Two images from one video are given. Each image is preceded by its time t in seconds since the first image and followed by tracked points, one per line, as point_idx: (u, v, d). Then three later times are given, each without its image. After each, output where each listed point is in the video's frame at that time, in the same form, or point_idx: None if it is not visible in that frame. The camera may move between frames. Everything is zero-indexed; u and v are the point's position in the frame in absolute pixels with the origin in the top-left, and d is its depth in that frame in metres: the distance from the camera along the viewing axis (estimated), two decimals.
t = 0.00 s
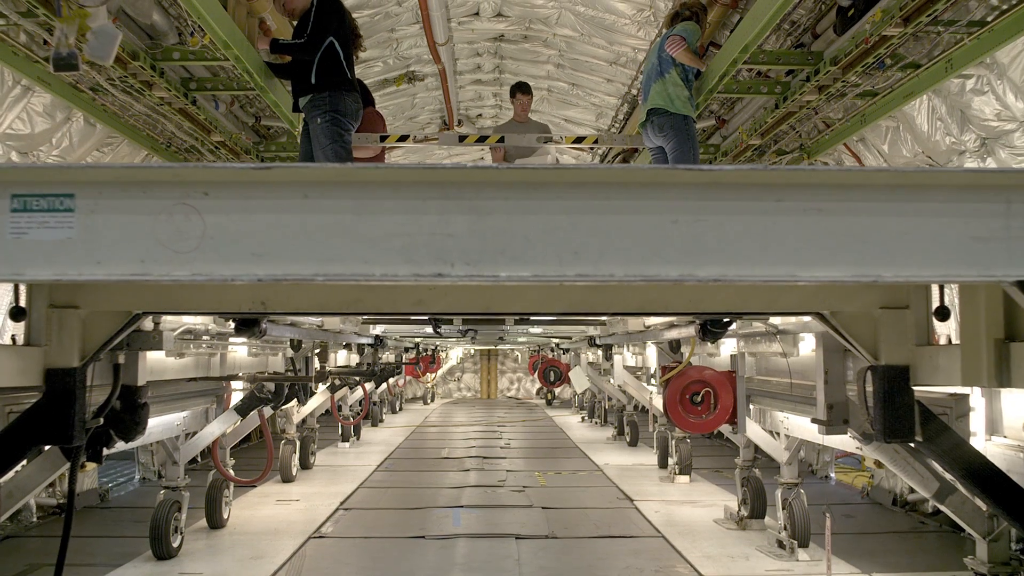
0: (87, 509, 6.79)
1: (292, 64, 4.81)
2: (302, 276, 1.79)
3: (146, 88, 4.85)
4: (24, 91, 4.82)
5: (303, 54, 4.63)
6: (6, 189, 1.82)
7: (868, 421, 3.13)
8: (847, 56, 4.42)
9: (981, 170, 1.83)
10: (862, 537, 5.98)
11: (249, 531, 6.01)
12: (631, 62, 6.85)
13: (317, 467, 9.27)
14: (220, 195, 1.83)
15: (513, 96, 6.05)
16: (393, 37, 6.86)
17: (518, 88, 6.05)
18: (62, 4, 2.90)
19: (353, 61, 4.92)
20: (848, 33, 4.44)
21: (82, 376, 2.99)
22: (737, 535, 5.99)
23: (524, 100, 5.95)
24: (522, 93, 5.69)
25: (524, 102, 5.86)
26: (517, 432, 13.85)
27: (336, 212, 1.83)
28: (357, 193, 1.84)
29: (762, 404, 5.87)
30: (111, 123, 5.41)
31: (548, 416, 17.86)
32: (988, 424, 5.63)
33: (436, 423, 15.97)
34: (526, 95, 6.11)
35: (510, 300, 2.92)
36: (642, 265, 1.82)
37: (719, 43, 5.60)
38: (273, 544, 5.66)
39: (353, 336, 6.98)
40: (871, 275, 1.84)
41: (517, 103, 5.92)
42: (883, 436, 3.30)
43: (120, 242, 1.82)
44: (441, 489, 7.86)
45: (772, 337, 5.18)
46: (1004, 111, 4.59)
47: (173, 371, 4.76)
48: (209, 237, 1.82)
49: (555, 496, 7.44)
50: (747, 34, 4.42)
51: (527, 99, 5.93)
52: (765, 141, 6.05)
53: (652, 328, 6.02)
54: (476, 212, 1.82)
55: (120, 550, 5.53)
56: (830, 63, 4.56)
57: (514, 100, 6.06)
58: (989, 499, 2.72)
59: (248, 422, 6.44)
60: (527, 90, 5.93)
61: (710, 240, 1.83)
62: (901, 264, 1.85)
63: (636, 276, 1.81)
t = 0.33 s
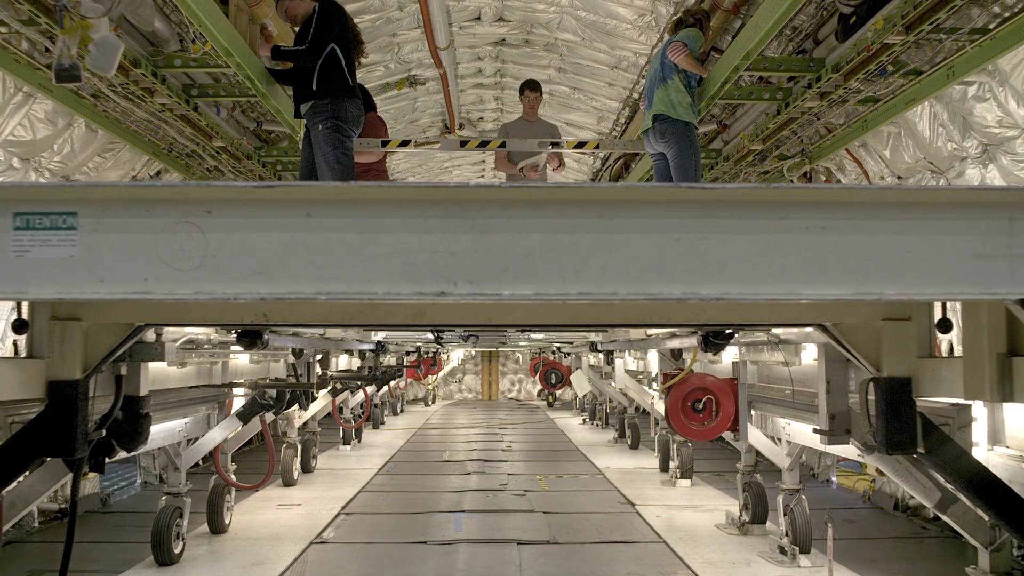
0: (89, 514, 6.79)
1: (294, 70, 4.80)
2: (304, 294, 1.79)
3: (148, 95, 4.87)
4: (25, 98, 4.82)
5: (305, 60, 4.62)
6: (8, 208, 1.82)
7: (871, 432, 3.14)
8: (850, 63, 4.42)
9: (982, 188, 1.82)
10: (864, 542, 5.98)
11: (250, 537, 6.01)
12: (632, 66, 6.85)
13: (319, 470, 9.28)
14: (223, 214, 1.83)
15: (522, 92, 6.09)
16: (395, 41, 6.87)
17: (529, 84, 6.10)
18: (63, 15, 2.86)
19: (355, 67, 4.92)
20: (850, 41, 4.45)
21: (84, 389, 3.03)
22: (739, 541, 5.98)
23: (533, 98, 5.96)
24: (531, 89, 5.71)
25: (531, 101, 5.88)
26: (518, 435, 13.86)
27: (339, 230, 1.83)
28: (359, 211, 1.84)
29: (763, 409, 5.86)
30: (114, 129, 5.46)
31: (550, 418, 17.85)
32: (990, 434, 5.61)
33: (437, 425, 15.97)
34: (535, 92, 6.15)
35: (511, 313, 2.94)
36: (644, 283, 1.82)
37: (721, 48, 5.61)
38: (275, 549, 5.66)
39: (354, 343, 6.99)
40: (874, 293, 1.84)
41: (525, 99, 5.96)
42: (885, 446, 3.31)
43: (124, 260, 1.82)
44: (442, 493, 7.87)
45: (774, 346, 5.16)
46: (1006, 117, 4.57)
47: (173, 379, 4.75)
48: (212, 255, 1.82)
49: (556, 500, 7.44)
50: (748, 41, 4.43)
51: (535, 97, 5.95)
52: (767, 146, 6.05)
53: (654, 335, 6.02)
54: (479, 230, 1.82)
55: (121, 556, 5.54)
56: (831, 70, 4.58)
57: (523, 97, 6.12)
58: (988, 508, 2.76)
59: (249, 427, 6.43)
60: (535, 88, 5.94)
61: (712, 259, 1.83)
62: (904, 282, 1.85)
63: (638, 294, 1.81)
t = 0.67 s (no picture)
0: (91, 518, 6.80)
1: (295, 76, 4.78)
2: (307, 312, 1.79)
3: (149, 102, 4.88)
4: (27, 105, 4.82)
5: (306, 66, 4.61)
6: (11, 226, 1.83)
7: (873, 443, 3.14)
8: (851, 70, 4.43)
9: (984, 205, 1.82)
10: (866, 548, 5.98)
11: (253, 542, 6.02)
12: (634, 69, 6.85)
13: (321, 473, 9.29)
14: (226, 232, 1.83)
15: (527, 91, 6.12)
16: (396, 45, 6.86)
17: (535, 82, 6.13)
18: (65, 26, 2.87)
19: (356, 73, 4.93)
20: (852, 47, 4.44)
21: (87, 400, 3.11)
22: (740, 546, 5.99)
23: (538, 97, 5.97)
24: (535, 89, 5.69)
25: (536, 99, 5.88)
26: (520, 437, 13.87)
27: (342, 248, 1.83)
28: (362, 229, 1.84)
29: (766, 415, 5.85)
30: (114, 135, 5.50)
31: (551, 420, 17.84)
32: (993, 440, 5.61)
33: (439, 427, 15.97)
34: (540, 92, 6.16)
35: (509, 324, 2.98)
36: (647, 301, 1.82)
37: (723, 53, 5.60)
38: (277, 555, 5.67)
39: (356, 348, 6.99)
40: (877, 310, 1.83)
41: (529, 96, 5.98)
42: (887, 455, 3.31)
43: (127, 279, 1.82)
44: (444, 496, 7.87)
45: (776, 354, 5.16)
46: (1008, 124, 4.56)
47: (176, 387, 4.77)
48: (215, 274, 1.82)
49: (558, 504, 7.44)
50: (750, 47, 4.43)
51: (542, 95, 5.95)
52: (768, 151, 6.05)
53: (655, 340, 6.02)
54: (482, 248, 1.83)
55: (124, 561, 5.55)
56: (833, 77, 4.59)
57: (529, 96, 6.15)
58: (989, 518, 2.76)
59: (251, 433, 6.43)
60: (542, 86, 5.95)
61: (715, 277, 1.83)
62: (906, 299, 1.85)
63: (641, 311, 1.81)
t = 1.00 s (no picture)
0: (92, 523, 6.81)
1: (296, 82, 4.79)
2: (309, 330, 1.80)
3: (151, 109, 4.90)
4: (29, 111, 4.81)
5: (307, 73, 4.61)
6: (14, 244, 1.82)
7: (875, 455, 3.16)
8: (852, 77, 4.45)
9: (987, 223, 1.82)
10: (867, 553, 5.98)
11: (254, 547, 6.03)
12: (635, 74, 6.86)
13: (322, 477, 9.30)
14: (228, 251, 1.83)
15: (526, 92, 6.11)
16: (397, 50, 6.87)
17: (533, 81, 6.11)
18: (67, 39, 2.84)
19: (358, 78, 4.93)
20: (853, 55, 4.45)
21: (89, 413, 3.16)
22: (742, 551, 5.99)
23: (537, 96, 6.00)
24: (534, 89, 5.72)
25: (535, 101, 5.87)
26: (521, 439, 13.88)
27: (345, 266, 1.83)
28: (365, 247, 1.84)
29: (766, 421, 5.82)
30: (115, 140, 5.50)
31: (552, 422, 17.86)
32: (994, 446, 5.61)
33: (440, 429, 15.98)
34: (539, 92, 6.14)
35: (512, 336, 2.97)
36: (650, 318, 1.82)
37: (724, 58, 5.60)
38: (278, 560, 5.68)
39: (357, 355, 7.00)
40: (878, 328, 1.84)
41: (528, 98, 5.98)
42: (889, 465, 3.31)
43: (129, 297, 1.82)
44: (446, 500, 7.88)
45: (777, 363, 5.17)
46: (1010, 131, 4.55)
47: (177, 396, 4.78)
48: (217, 292, 1.82)
49: (559, 509, 7.45)
50: (752, 55, 4.44)
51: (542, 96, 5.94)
52: (770, 156, 6.06)
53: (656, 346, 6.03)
54: (484, 266, 1.83)
55: (126, 568, 5.55)
56: (835, 84, 4.60)
57: (528, 97, 6.13)
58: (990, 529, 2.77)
59: (251, 438, 6.43)
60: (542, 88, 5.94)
61: (718, 294, 1.83)
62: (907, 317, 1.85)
63: (643, 329, 1.81)
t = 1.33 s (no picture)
0: (94, 528, 6.81)
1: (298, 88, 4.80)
2: (312, 348, 1.80)
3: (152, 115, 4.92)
4: (30, 118, 4.81)
5: (308, 80, 4.61)
6: (17, 262, 1.82)
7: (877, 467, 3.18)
8: (854, 85, 4.45)
9: (989, 242, 1.82)
10: (868, 559, 5.98)
11: (256, 553, 6.03)
12: (637, 78, 6.86)
13: (323, 480, 9.31)
14: (230, 269, 1.84)
15: (515, 99, 6.09)
16: (399, 55, 6.88)
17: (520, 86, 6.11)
18: (70, 50, 2.85)
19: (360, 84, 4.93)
20: (855, 63, 4.44)
21: (92, 424, 3.19)
22: (743, 557, 5.99)
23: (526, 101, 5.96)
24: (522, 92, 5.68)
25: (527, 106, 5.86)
26: (522, 441, 13.88)
27: (347, 285, 1.83)
28: (368, 266, 1.84)
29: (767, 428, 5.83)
30: (116, 146, 5.52)
31: (553, 424, 17.86)
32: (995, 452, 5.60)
33: (440, 431, 15.99)
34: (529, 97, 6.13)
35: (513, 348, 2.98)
36: (652, 337, 1.83)
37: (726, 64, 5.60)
38: (280, 566, 5.69)
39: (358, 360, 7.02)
40: (879, 347, 1.84)
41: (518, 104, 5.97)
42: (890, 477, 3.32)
43: (131, 316, 1.82)
44: (446, 504, 7.89)
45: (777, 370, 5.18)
46: (1011, 138, 4.55)
47: (180, 404, 4.80)
48: (219, 311, 1.83)
49: (560, 513, 7.45)
50: (753, 62, 4.44)
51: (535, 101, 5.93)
52: (771, 162, 6.06)
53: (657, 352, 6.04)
54: (486, 285, 1.83)
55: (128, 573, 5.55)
56: (836, 91, 4.60)
57: (517, 104, 6.12)
58: (990, 542, 2.79)
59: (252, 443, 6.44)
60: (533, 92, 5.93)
61: (719, 313, 1.83)
62: (908, 336, 1.85)
63: (645, 348, 1.81)
